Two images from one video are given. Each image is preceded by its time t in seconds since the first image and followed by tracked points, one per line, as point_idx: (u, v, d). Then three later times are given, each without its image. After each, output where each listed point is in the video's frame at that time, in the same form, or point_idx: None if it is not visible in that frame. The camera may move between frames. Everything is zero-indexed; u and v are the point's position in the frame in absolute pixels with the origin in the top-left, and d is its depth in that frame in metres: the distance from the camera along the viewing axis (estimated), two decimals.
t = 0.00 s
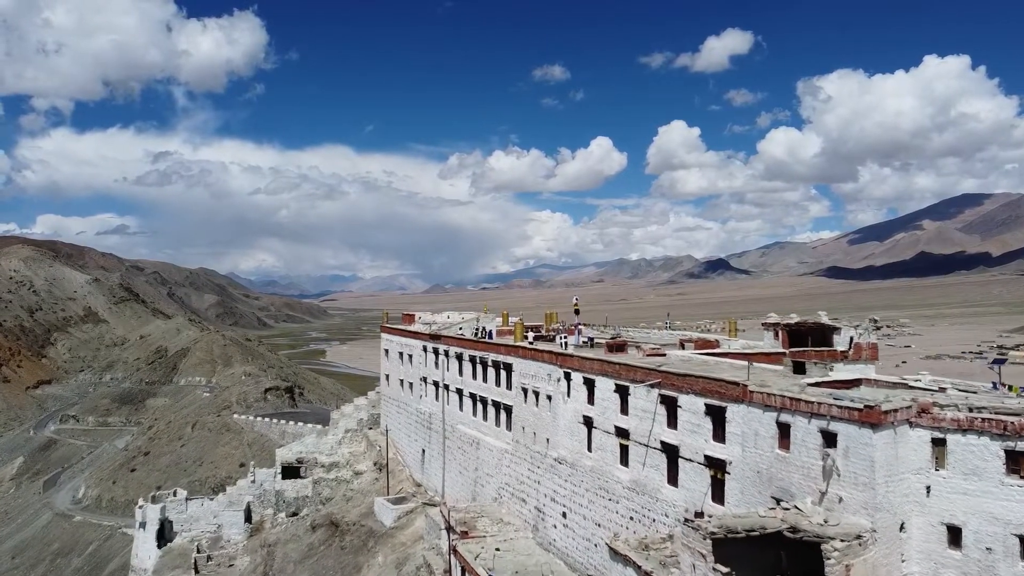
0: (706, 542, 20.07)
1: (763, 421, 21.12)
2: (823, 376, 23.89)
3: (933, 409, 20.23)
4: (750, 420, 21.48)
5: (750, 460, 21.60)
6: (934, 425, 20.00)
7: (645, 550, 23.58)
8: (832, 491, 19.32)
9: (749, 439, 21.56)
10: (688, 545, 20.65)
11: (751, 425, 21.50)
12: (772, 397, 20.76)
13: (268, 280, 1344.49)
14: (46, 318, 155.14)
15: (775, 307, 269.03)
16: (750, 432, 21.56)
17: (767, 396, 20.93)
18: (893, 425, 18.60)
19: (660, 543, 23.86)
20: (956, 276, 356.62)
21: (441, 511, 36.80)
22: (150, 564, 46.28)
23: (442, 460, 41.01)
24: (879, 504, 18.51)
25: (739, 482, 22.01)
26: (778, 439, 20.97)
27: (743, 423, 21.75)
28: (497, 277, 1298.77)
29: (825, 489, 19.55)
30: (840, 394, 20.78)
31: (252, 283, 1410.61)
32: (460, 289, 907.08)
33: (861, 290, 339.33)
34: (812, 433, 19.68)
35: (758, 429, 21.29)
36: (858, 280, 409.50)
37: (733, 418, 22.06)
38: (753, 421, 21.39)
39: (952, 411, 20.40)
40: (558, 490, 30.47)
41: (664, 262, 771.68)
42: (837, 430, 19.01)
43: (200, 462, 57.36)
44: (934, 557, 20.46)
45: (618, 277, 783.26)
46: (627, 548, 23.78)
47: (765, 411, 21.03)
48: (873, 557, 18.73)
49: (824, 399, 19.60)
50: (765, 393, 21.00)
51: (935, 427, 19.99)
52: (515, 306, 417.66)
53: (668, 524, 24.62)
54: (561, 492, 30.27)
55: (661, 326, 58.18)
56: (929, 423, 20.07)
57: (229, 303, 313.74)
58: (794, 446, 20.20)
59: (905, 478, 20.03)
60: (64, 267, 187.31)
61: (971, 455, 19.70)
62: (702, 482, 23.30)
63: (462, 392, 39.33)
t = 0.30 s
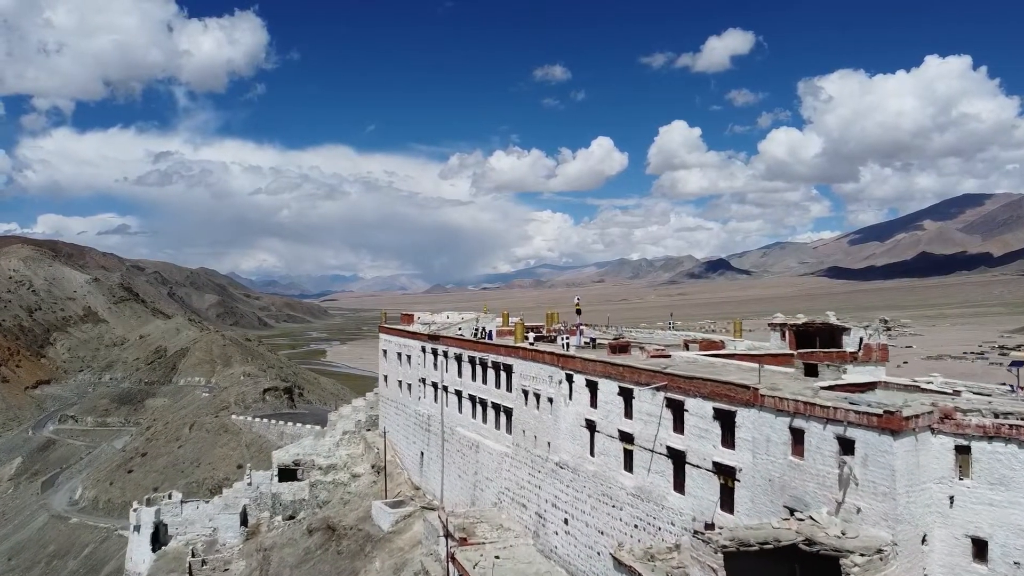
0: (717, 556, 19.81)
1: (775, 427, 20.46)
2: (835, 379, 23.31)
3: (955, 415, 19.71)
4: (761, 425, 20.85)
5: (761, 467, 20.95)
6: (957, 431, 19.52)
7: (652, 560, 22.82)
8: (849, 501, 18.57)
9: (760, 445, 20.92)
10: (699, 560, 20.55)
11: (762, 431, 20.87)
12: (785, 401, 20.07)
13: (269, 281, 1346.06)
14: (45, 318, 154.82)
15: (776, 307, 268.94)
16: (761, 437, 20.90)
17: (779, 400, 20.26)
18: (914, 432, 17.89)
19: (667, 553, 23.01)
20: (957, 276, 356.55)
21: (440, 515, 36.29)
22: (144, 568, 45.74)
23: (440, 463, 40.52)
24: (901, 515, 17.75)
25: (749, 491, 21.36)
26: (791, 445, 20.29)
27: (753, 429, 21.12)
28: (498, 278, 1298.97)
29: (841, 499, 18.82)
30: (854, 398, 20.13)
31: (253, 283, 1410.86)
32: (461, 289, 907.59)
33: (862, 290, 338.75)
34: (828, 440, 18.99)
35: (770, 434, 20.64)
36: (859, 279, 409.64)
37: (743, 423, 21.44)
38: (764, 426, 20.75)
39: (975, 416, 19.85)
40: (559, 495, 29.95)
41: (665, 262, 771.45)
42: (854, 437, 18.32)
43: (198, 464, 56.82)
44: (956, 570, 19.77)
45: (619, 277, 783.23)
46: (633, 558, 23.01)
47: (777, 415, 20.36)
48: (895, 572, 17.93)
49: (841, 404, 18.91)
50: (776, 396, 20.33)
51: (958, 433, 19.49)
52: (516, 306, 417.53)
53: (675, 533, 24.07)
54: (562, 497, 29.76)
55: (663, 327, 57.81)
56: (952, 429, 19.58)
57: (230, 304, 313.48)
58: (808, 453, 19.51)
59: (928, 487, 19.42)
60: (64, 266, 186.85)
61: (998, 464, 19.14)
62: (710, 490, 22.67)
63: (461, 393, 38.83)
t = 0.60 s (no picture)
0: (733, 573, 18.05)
1: (790, 434, 19.55)
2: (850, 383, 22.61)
3: (985, 422, 18.80)
4: (773, 432, 20.03)
5: (774, 477, 20.06)
6: (987, 441, 18.56)
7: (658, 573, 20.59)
8: (871, 513, 17.51)
9: (774, 453, 20.05)
10: None
11: (775, 437, 20.00)
12: (801, 407, 19.11)
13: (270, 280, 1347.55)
14: (45, 318, 154.32)
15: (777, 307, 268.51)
16: (775, 444, 20.02)
17: (795, 405, 19.32)
18: (941, 441, 16.86)
19: (674, 566, 20.88)
20: (958, 276, 356.21)
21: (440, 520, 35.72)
22: (137, 573, 45.44)
23: (439, 467, 39.94)
24: (928, 528, 16.69)
25: (762, 501, 20.46)
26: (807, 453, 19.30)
27: (766, 436, 20.25)
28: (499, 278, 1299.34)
29: (863, 512, 17.74)
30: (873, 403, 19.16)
31: (254, 283, 1412.35)
32: (462, 289, 907.89)
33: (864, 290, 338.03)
34: (847, 448, 18.00)
35: (784, 441, 19.72)
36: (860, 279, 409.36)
37: (755, 429, 20.62)
38: (777, 432, 19.92)
39: (1005, 424, 18.98)
40: (561, 502, 29.38)
41: (666, 262, 771.32)
42: (876, 446, 17.29)
43: (196, 465, 56.22)
44: None
45: (620, 277, 783.19)
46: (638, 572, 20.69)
47: (792, 420, 19.42)
48: None
49: (860, 410, 17.97)
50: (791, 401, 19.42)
51: (988, 442, 18.54)
52: (517, 307, 417.30)
53: (682, 543, 23.42)
54: (564, 503, 29.22)
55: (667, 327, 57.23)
56: (981, 438, 18.63)
57: (231, 303, 313.09)
58: (826, 461, 18.54)
59: (956, 499, 18.48)
60: (64, 266, 186.35)
61: None
62: (720, 499, 21.89)
63: (460, 396, 38.26)
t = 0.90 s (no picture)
0: None
1: (807, 441, 18.83)
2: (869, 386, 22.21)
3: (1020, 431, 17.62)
4: (789, 439, 19.33)
5: (790, 486, 19.33)
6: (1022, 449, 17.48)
7: None
8: (896, 527, 16.74)
9: (790, 461, 19.34)
10: None
11: (791, 445, 19.30)
12: (819, 413, 18.41)
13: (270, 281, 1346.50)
14: (44, 318, 153.73)
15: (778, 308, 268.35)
16: (791, 452, 19.31)
17: (812, 411, 18.62)
18: (974, 450, 16.07)
19: None
20: (959, 276, 356.06)
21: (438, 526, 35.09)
22: None
23: (438, 471, 39.34)
24: (960, 545, 15.80)
25: (777, 512, 19.73)
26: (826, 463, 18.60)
27: (782, 443, 19.53)
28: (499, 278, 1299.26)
29: (887, 525, 16.99)
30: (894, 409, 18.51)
31: (255, 283, 1411.03)
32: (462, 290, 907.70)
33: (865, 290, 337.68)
34: (870, 458, 17.33)
35: (802, 449, 19.00)
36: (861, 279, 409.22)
37: (769, 437, 19.89)
38: (793, 439, 19.22)
39: None
40: (564, 509, 28.77)
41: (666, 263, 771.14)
42: (902, 455, 16.57)
43: (193, 467, 55.61)
44: None
45: (620, 277, 783.16)
46: None
47: (810, 427, 18.73)
48: None
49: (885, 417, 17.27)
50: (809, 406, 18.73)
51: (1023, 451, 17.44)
52: (517, 307, 417.02)
53: (691, 555, 22.73)
54: (566, 510, 28.63)
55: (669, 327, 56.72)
56: (1017, 447, 17.52)
57: (231, 304, 312.64)
58: (847, 471, 17.85)
59: (989, 513, 17.17)
60: (63, 266, 185.80)
61: None
62: (732, 509, 21.17)
63: (459, 398, 37.64)
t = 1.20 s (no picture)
0: None
1: (828, 451, 17.89)
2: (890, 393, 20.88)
3: None
4: (808, 448, 18.43)
5: (810, 498, 18.45)
6: None
7: None
8: (928, 545, 15.68)
9: (809, 472, 18.45)
10: None
11: (810, 454, 18.38)
12: (842, 420, 17.43)
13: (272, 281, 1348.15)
14: (43, 318, 153.34)
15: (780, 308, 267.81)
16: (810, 461, 18.40)
17: (834, 417, 17.66)
18: (1015, 461, 14.91)
19: None
20: (960, 277, 355.56)
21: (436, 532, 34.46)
22: None
23: (436, 476, 38.68)
24: (1000, 566, 14.67)
25: (796, 526, 18.86)
26: (850, 473, 17.65)
27: (801, 452, 18.61)
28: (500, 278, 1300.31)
29: (918, 543, 15.97)
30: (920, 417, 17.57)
31: (256, 283, 1411.86)
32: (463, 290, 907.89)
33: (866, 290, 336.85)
34: (898, 469, 16.34)
35: (822, 458, 18.08)
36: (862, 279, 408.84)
37: (787, 445, 18.99)
38: (813, 448, 18.30)
39: None
40: (566, 517, 28.12)
41: (667, 263, 770.74)
42: (934, 467, 15.58)
43: (189, 469, 54.97)
44: None
45: (621, 277, 782.79)
46: None
47: (831, 435, 17.77)
48: None
49: (914, 425, 16.25)
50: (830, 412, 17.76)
51: None
52: (518, 308, 416.62)
53: (701, 568, 21.95)
54: (569, 519, 27.98)
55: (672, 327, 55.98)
56: None
57: (232, 304, 312.15)
58: (872, 484, 16.88)
59: None
60: (63, 266, 185.30)
61: None
62: (746, 520, 20.36)
63: (458, 401, 36.97)
